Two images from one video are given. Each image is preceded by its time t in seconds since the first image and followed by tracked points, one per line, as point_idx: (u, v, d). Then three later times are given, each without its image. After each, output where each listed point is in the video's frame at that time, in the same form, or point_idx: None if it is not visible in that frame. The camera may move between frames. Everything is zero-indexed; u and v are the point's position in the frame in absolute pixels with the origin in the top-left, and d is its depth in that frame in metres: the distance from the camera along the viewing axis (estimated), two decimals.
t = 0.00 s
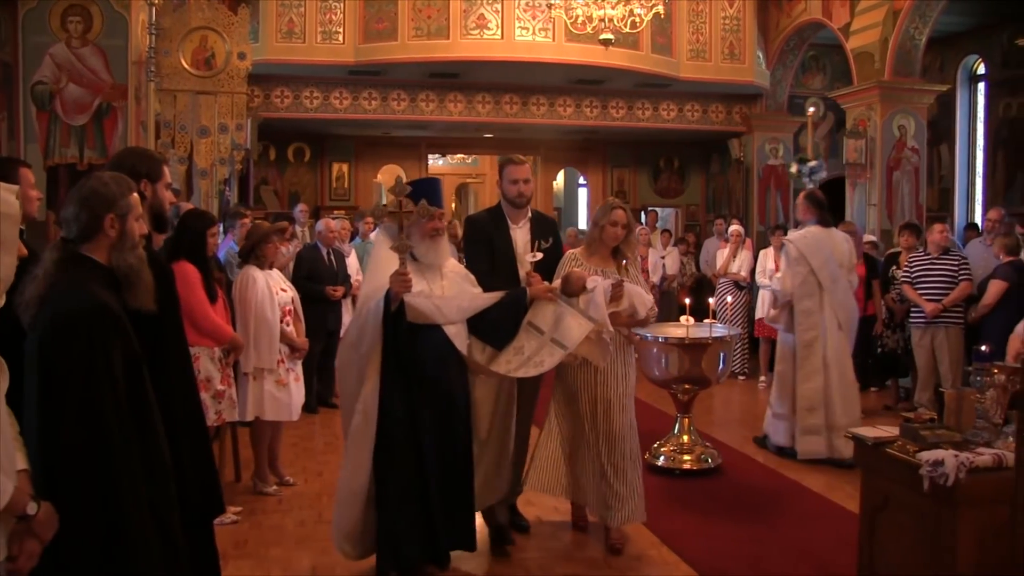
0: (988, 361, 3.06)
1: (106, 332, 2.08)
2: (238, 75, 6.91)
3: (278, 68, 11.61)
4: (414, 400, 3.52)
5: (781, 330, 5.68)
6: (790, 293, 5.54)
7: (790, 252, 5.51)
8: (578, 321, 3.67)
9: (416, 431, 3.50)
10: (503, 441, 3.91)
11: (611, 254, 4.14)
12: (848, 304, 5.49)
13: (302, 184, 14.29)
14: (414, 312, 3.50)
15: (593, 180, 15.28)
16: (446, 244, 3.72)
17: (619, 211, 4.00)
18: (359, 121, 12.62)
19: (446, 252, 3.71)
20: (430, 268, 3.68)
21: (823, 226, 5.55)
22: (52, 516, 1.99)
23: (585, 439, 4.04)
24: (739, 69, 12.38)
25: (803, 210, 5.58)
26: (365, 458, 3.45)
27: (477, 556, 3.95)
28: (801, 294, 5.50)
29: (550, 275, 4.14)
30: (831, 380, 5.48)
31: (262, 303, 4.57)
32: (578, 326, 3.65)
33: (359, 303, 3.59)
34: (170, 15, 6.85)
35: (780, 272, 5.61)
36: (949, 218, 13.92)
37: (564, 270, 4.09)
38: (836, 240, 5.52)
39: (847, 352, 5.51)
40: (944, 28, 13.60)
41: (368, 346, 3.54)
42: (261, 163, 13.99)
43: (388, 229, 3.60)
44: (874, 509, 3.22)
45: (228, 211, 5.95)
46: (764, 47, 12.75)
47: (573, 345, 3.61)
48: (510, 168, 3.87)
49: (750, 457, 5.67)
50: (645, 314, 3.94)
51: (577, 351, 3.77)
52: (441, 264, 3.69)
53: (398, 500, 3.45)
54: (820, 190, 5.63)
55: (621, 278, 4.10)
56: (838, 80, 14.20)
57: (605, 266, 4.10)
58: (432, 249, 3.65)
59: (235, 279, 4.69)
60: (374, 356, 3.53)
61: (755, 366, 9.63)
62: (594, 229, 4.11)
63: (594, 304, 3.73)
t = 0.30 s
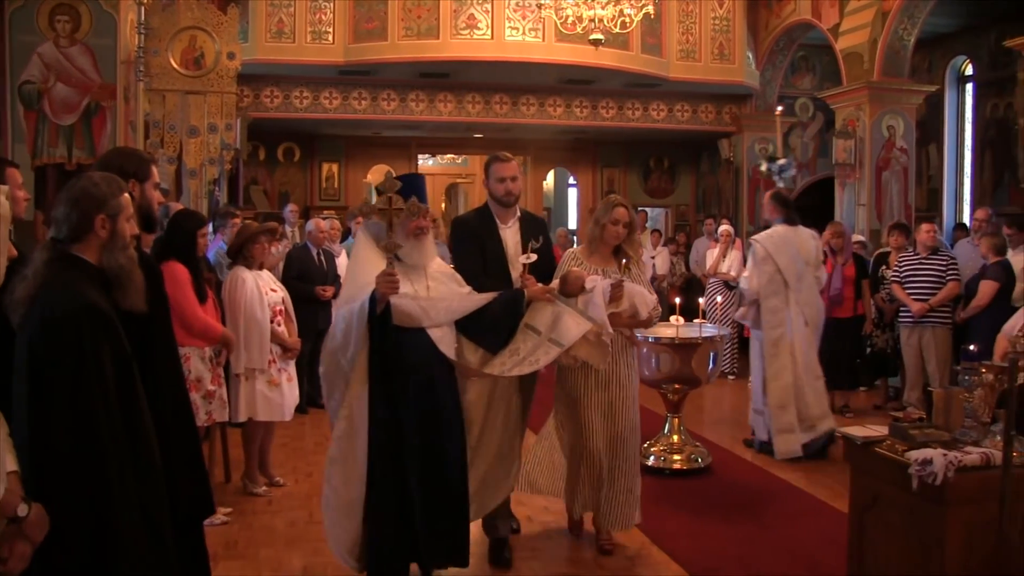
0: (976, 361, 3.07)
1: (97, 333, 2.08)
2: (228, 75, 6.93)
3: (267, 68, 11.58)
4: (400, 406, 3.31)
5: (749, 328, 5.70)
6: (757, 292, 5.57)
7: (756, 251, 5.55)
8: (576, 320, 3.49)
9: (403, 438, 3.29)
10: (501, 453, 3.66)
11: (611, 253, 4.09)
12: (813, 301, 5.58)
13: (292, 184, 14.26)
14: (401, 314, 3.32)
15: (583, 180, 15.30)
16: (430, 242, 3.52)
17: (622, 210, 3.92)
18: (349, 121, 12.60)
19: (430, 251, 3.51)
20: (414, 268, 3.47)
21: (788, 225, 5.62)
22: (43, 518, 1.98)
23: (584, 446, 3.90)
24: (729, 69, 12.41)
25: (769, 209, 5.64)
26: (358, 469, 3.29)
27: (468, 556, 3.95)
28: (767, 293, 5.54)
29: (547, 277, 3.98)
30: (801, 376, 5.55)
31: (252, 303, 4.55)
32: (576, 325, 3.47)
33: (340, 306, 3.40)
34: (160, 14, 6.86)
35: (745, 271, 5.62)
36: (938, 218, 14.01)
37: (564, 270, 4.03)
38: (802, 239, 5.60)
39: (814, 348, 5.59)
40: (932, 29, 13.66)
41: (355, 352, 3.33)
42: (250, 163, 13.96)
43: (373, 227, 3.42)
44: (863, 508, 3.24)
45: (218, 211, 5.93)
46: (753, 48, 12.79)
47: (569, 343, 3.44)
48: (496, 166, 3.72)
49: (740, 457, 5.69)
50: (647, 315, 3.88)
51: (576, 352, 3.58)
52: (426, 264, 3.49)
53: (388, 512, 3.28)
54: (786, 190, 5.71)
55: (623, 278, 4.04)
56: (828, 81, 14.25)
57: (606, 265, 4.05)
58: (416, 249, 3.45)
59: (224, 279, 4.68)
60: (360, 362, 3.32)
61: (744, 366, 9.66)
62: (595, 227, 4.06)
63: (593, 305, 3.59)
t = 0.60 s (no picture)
0: (965, 361, 3.08)
1: (89, 333, 2.06)
2: (217, 75, 7.08)
3: (257, 67, 11.54)
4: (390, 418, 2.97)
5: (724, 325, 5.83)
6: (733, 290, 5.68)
7: (734, 250, 5.64)
8: (574, 327, 3.23)
9: (390, 453, 2.95)
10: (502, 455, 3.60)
11: (606, 254, 3.83)
12: (789, 300, 5.67)
13: (282, 184, 14.22)
14: (392, 318, 3.00)
15: (573, 180, 15.32)
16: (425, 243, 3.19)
17: (618, 210, 3.68)
18: (339, 121, 12.58)
19: (423, 252, 3.18)
20: (407, 270, 3.16)
21: (764, 224, 5.70)
22: (32, 520, 1.97)
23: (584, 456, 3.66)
24: (718, 69, 12.44)
25: (746, 209, 5.70)
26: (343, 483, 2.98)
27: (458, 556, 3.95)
28: (743, 291, 5.65)
29: (538, 278, 3.74)
30: (772, 373, 5.69)
31: (241, 304, 4.54)
32: (575, 331, 3.22)
33: (330, 311, 3.04)
34: (149, 14, 6.99)
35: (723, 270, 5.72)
36: (926, 218, 14.10)
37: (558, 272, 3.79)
38: (777, 238, 5.68)
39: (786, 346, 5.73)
40: (920, 30, 13.73)
41: (344, 359, 3.00)
42: (240, 163, 13.92)
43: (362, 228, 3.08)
44: (852, 507, 3.25)
45: (208, 212, 5.90)
46: (743, 48, 12.83)
47: (569, 350, 3.19)
48: (482, 161, 3.45)
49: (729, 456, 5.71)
50: (645, 320, 3.65)
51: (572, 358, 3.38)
52: (417, 267, 3.17)
53: (369, 536, 2.95)
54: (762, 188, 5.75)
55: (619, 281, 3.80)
56: (817, 81, 14.30)
57: (602, 267, 3.79)
58: (410, 251, 3.13)
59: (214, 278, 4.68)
60: (351, 369, 3.00)
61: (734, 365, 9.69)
62: (590, 225, 3.79)
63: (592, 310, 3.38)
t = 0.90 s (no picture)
0: (953, 359, 3.09)
1: (82, 334, 2.06)
2: (205, 74, 6.99)
3: (245, 66, 11.49)
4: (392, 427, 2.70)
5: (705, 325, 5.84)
6: (717, 290, 5.71)
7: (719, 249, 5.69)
8: (574, 330, 3.00)
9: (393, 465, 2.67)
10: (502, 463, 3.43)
11: (598, 255, 3.79)
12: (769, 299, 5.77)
13: (271, 184, 14.16)
14: (398, 325, 2.71)
15: (562, 180, 15.34)
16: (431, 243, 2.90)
17: (613, 209, 3.69)
18: (328, 121, 12.56)
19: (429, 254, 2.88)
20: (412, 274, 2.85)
21: (744, 224, 5.77)
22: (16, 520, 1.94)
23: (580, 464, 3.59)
24: (707, 69, 12.46)
25: (725, 209, 5.75)
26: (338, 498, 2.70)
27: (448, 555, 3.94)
28: (728, 290, 5.70)
29: (529, 279, 3.67)
30: (754, 371, 5.75)
31: (229, 303, 4.53)
32: (575, 335, 2.99)
33: (332, 322, 2.78)
34: (136, 12, 6.90)
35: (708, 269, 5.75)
36: (914, 217, 14.19)
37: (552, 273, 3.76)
38: (757, 239, 5.77)
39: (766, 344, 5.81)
40: (908, 31, 13.80)
41: (345, 364, 2.76)
42: (229, 162, 13.86)
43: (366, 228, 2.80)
44: (841, 505, 3.26)
45: (197, 212, 5.87)
46: (732, 47, 12.86)
47: (571, 357, 2.95)
48: (474, 159, 3.33)
49: (718, 455, 5.72)
50: (645, 322, 3.61)
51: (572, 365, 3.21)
52: (422, 271, 2.87)
53: (364, 558, 2.67)
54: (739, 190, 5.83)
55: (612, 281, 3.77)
56: (805, 81, 14.35)
57: (597, 268, 3.77)
58: (416, 252, 2.82)
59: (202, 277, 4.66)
60: (352, 375, 2.74)
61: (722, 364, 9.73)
62: (583, 225, 3.76)
63: (591, 309, 3.24)
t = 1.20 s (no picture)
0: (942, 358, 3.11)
1: (73, 334, 2.05)
2: (195, 74, 6.96)
3: (235, 66, 11.46)
4: (401, 431, 2.64)
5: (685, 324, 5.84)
6: (705, 286, 5.75)
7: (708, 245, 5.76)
8: (573, 333, 3.02)
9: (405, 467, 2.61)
10: (494, 471, 3.34)
11: (592, 255, 3.67)
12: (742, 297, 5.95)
13: (260, 183, 14.13)
14: (404, 326, 2.67)
15: (552, 180, 15.37)
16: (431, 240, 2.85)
17: (610, 206, 3.55)
18: (318, 120, 12.53)
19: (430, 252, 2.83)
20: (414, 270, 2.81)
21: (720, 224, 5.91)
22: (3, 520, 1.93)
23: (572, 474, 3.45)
24: (697, 69, 12.48)
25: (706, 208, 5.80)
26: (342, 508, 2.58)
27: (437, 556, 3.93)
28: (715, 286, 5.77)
29: (525, 283, 3.53)
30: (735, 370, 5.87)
31: (217, 303, 4.49)
32: (573, 337, 3.01)
33: (334, 321, 2.69)
34: (125, 11, 6.85)
35: (693, 267, 5.78)
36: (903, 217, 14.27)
37: (547, 274, 3.64)
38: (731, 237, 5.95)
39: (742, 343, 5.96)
40: (897, 31, 13.86)
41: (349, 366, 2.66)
42: (218, 162, 13.82)
43: (365, 224, 2.76)
44: (831, 504, 3.27)
45: (188, 212, 5.85)
46: (721, 47, 12.90)
47: (570, 360, 2.98)
48: (475, 156, 3.20)
49: (708, 454, 5.74)
50: (642, 323, 3.56)
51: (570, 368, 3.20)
52: (422, 268, 2.83)
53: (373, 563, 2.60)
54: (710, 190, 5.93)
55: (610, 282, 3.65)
56: (795, 81, 14.41)
57: (591, 267, 3.65)
58: (418, 248, 2.79)
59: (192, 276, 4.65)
60: (356, 378, 2.64)
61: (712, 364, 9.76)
62: (577, 223, 3.64)
63: (590, 310, 3.21)
